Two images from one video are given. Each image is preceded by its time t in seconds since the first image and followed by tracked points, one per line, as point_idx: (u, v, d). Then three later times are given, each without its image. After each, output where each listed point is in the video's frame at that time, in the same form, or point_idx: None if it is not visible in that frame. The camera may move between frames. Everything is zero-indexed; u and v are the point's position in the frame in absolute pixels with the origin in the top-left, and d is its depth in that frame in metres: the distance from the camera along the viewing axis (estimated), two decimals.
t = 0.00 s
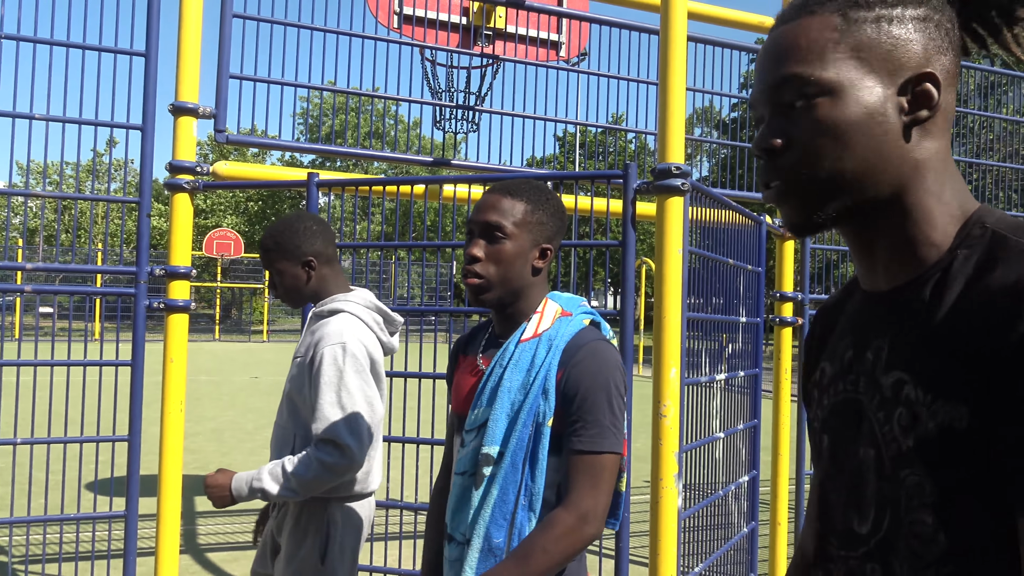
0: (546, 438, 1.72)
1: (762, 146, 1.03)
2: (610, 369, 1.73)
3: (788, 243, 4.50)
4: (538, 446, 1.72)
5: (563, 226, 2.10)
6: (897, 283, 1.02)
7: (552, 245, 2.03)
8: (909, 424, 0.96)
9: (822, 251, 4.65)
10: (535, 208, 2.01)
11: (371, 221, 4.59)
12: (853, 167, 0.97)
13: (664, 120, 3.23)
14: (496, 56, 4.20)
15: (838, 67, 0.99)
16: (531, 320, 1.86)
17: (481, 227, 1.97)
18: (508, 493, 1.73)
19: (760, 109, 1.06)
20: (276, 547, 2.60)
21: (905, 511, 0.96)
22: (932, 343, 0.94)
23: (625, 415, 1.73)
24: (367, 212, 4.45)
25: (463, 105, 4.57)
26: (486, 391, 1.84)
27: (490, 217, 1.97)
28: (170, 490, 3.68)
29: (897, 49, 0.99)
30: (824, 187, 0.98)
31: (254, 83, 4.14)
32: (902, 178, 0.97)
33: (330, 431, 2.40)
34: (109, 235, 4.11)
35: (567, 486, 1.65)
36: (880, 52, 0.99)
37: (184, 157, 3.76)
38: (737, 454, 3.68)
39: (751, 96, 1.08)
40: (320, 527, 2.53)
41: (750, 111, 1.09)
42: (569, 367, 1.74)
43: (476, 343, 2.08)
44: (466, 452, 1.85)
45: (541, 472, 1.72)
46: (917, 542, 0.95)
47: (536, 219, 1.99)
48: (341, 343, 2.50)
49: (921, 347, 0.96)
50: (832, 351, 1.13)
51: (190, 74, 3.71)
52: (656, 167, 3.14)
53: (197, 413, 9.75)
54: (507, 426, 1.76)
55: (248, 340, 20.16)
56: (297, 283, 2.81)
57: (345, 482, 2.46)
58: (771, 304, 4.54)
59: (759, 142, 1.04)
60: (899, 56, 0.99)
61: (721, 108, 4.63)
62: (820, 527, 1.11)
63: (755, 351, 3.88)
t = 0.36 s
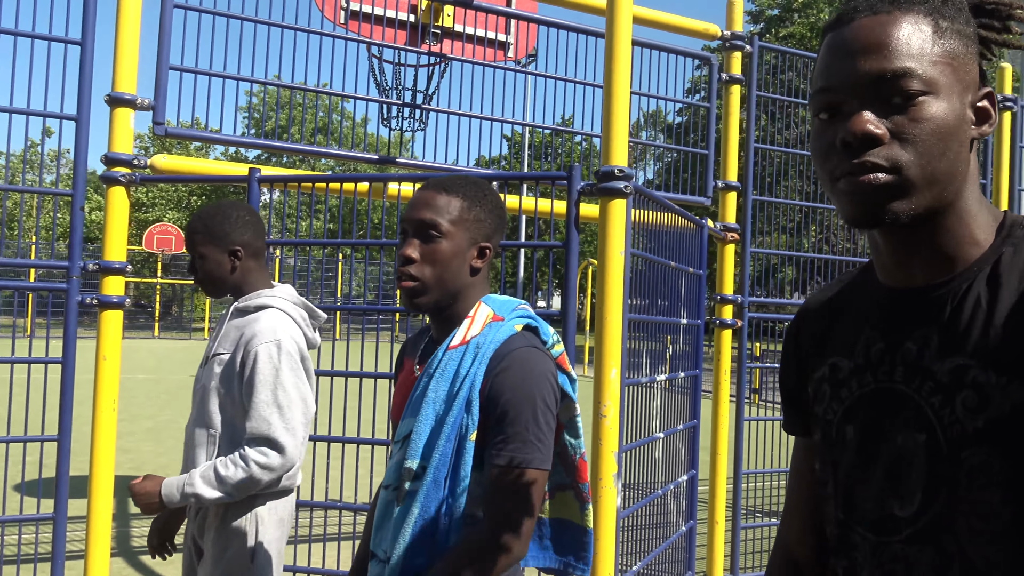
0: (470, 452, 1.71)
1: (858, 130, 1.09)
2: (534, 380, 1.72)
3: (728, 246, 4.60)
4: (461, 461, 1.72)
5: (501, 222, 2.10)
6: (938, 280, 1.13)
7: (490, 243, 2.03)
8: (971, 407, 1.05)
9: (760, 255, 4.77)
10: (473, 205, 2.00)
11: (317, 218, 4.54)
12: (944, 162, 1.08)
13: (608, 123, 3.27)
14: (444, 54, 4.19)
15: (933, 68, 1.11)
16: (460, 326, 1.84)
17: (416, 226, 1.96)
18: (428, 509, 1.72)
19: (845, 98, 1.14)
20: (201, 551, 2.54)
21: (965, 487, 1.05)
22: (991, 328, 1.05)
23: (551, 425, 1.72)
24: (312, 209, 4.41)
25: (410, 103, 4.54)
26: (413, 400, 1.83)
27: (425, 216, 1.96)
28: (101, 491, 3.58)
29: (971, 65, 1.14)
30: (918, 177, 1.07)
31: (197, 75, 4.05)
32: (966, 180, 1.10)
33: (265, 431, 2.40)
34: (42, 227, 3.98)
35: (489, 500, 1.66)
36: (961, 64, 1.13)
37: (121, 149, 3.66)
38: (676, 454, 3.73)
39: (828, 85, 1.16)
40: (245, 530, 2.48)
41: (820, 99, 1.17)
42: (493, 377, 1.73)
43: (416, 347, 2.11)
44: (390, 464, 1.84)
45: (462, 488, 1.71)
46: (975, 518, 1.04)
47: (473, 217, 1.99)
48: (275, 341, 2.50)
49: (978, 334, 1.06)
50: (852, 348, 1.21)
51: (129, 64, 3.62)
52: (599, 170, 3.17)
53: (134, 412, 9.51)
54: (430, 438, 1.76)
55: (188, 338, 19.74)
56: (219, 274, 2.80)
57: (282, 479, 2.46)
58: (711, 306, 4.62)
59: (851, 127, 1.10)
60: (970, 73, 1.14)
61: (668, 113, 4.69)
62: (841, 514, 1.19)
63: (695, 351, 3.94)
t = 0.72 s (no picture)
0: (379, 450, 1.71)
1: (906, 118, 0.98)
2: (440, 374, 1.72)
3: (653, 241, 4.68)
4: (370, 459, 1.71)
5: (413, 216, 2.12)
6: (970, 279, 1.02)
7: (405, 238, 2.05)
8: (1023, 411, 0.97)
9: (689, 250, 4.85)
10: (394, 199, 2.01)
11: (240, 212, 4.44)
12: (990, 156, 0.98)
13: (529, 117, 3.28)
14: (369, 46, 4.15)
15: (980, 55, 1.01)
16: (368, 320, 1.83)
17: (338, 218, 1.93)
18: (337, 508, 1.72)
19: (888, 83, 1.03)
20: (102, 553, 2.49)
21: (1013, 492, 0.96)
22: None
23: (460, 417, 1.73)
24: (235, 202, 4.31)
25: (334, 95, 4.45)
26: (319, 398, 1.82)
27: (349, 207, 1.93)
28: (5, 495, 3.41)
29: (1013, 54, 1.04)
30: (970, 171, 0.97)
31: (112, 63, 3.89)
32: (1004, 174, 1.00)
33: (183, 424, 2.35)
34: None
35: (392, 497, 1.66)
36: (1005, 53, 1.03)
37: (26, 138, 3.51)
38: (600, 446, 3.79)
39: (867, 67, 1.05)
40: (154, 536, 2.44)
41: (856, 82, 1.06)
42: (399, 373, 1.73)
43: (320, 342, 2.08)
44: (294, 464, 1.82)
45: (371, 487, 1.71)
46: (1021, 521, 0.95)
47: (394, 212, 1.99)
48: (184, 331, 2.45)
49: None
50: (872, 345, 1.10)
51: (33, 49, 3.47)
52: (522, 163, 3.20)
53: (51, 412, 9.17)
54: (338, 436, 1.75)
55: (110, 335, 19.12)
56: (123, 261, 2.74)
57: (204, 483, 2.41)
58: (634, 299, 4.68)
59: (899, 115, 0.99)
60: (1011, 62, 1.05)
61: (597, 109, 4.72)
62: (862, 515, 1.09)
63: (619, 344, 4.00)
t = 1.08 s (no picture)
0: (310, 433, 1.73)
1: (928, 117, 1.03)
2: (375, 358, 1.73)
3: (605, 233, 4.67)
4: (301, 442, 1.73)
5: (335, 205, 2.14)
6: (999, 271, 1.08)
7: (328, 226, 2.07)
8: None
9: (644, 241, 4.86)
10: (320, 187, 2.02)
11: (188, 200, 4.35)
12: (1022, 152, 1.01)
13: (479, 108, 3.26)
14: (318, 33, 4.08)
15: (1009, 46, 1.03)
16: (295, 306, 1.85)
17: (266, 204, 1.93)
18: (271, 493, 1.74)
19: (913, 79, 1.06)
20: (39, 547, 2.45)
21: None
22: None
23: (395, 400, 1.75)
24: (184, 190, 4.22)
25: (284, 82, 4.36)
26: (245, 384, 1.82)
27: (276, 193, 1.94)
28: None
29: None
30: (998, 168, 1.00)
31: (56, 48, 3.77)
32: None
33: (113, 416, 2.28)
34: None
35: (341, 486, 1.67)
36: None
37: None
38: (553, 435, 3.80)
39: (893, 61, 1.08)
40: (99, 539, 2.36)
41: (879, 75, 1.10)
42: (335, 359, 1.74)
43: (237, 331, 2.06)
44: (219, 451, 1.82)
45: (304, 471, 1.73)
46: None
47: (320, 200, 2.01)
48: (123, 321, 2.39)
49: None
50: (890, 335, 1.15)
51: None
52: (471, 153, 3.16)
53: None
54: (268, 421, 1.77)
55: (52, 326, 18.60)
56: (69, 245, 2.66)
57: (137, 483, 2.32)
58: (587, 290, 4.70)
59: (923, 113, 1.03)
60: None
61: (554, 101, 4.74)
62: (881, 512, 1.15)
63: (571, 335, 4.00)
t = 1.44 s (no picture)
0: (274, 423, 1.86)
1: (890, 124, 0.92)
2: (338, 349, 1.90)
3: (582, 228, 4.68)
4: (264, 433, 1.86)
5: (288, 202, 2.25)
6: (969, 266, 0.97)
7: (281, 223, 2.17)
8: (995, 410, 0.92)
9: (624, 237, 4.90)
10: (272, 185, 2.13)
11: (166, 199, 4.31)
12: (992, 153, 0.91)
13: (455, 103, 3.26)
14: (293, 29, 4.05)
15: (972, 45, 0.92)
16: (254, 301, 2.01)
17: (220, 202, 2.03)
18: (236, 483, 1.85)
19: (874, 84, 0.95)
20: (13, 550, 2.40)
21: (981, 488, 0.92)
22: None
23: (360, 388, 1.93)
24: (160, 188, 4.18)
25: (259, 79, 4.31)
26: (206, 378, 1.98)
27: (230, 191, 2.04)
28: None
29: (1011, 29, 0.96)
30: (962, 170, 0.89)
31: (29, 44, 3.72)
32: (1004, 166, 0.94)
33: (82, 411, 2.25)
34: None
35: (328, 474, 1.84)
36: (1001, 33, 0.94)
37: None
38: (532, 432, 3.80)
39: (854, 66, 0.97)
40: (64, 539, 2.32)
41: (839, 81, 0.99)
42: (299, 351, 1.90)
43: (192, 330, 2.16)
44: (183, 446, 1.96)
45: (268, 460, 1.85)
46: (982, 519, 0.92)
47: (273, 197, 2.11)
48: (101, 316, 2.37)
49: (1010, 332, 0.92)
50: (861, 322, 1.06)
51: None
52: (448, 150, 3.18)
53: None
54: (231, 413, 1.91)
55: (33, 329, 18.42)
56: (63, 242, 2.68)
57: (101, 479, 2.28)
58: (565, 285, 4.70)
59: (881, 121, 0.93)
60: (1010, 38, 0.96)
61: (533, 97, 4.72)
62: (839, 494, 1.06)
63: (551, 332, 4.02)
